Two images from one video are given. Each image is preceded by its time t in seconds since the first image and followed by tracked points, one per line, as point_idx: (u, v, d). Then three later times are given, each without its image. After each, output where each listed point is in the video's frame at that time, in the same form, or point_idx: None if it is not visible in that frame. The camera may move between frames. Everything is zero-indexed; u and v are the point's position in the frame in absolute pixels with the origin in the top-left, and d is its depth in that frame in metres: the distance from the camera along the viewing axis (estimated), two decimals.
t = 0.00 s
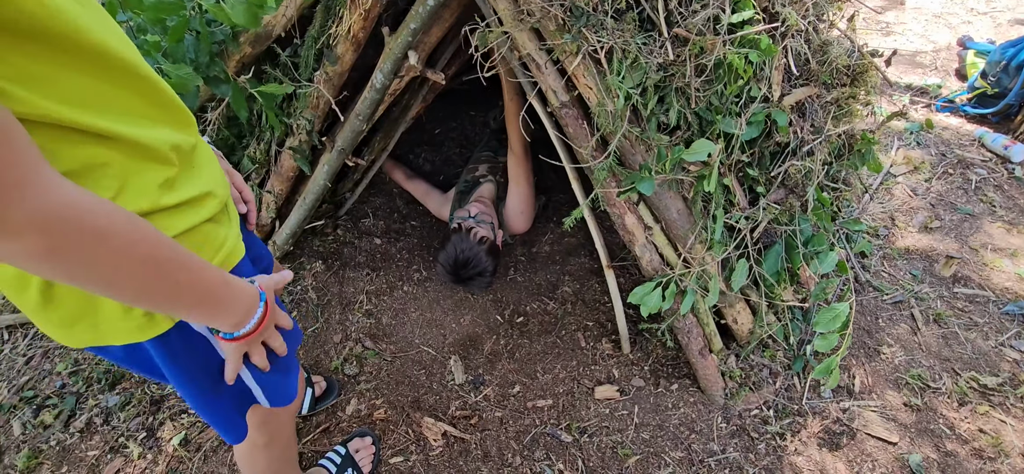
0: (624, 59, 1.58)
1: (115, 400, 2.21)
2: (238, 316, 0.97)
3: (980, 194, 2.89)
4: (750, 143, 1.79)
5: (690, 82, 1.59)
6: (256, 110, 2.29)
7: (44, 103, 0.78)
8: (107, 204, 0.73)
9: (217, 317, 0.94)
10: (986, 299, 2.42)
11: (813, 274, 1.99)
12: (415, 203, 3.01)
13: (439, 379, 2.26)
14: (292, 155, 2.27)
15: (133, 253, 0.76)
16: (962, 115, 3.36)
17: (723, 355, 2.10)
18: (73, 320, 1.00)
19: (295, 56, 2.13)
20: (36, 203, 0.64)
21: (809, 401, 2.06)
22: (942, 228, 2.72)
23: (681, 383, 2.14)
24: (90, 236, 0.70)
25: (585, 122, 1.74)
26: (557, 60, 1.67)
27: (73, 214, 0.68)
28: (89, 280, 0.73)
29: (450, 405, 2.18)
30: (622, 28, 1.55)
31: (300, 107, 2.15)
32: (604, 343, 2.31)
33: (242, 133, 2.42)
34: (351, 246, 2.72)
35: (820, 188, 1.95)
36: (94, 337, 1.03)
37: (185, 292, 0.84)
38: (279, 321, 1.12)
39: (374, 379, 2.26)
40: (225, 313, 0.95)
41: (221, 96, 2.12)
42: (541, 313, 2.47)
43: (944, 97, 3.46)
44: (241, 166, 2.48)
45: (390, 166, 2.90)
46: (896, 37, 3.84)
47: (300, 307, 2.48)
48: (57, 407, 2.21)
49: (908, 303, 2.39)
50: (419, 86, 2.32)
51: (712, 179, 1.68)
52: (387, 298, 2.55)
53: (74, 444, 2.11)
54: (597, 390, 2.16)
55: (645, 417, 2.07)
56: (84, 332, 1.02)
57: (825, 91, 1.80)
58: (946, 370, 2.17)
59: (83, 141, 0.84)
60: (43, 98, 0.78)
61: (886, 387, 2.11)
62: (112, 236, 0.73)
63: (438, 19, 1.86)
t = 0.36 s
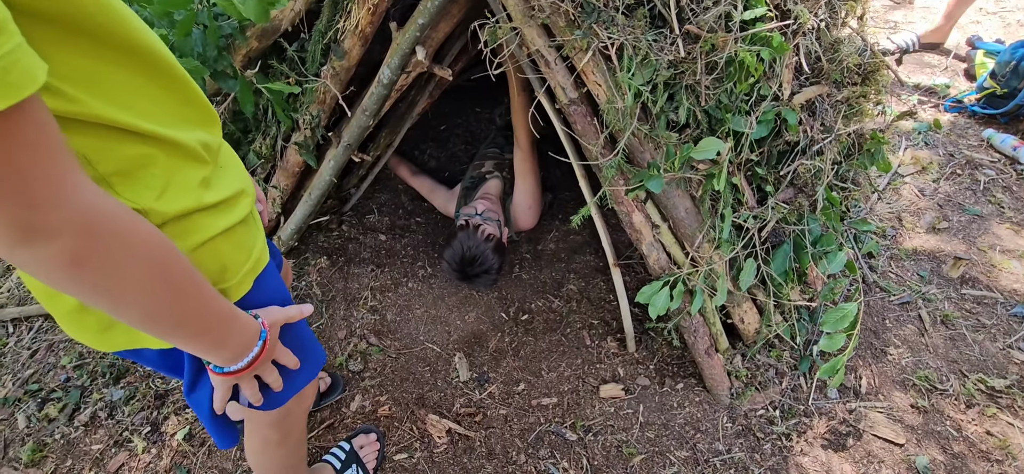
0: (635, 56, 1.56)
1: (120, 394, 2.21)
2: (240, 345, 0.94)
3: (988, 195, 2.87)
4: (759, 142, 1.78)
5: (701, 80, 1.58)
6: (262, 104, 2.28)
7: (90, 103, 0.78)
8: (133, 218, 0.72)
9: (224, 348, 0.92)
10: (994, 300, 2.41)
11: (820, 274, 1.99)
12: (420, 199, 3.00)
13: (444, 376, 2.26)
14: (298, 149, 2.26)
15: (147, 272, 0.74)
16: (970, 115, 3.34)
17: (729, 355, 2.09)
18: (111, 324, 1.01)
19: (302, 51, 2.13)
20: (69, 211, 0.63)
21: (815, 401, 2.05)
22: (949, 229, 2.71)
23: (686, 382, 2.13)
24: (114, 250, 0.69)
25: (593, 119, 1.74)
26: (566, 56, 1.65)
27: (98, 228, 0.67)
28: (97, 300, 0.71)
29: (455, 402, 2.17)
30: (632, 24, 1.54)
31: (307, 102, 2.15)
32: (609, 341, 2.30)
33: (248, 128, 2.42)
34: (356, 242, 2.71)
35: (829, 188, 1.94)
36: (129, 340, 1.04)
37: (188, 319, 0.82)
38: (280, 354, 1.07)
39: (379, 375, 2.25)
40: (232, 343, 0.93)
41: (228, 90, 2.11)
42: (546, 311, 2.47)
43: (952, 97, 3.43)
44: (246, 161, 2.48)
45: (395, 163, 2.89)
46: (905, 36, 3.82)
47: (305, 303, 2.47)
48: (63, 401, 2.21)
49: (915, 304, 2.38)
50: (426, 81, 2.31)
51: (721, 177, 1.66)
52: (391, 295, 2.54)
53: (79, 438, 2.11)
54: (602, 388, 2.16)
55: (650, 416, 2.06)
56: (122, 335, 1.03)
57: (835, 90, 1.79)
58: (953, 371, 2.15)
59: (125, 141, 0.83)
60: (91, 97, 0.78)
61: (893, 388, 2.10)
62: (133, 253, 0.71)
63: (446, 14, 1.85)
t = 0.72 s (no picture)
0: (646, 55, 1.56)
1: (126, 390, 2.22)
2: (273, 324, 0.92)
3: (996, 198, 2.86)
4: (768, 142, 1.78)
5: (712, 80, 1.57)
6: (269, 102, 2.28)
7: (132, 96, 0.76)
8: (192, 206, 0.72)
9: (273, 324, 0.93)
10: (1002, 304, 2.40)
11: (828, 276, 1.99)
12: (425, 198, 3.00)
13: (449, 375, 2.26)
14: (305, 147, 2.25)
15: (198, 257, 0.72)
16: (978, 118, 3.33)
17: (735, 356, 2.09)
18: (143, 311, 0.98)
19: (311, 49, 2.13)
20: (132, 195, 0.62)
21: (822, 403, 2.05)
22: (957, 232, 2.70)
23: (692, 383, 2.13)
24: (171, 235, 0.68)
25: (603, 118, 1.75)
26: (577, 56, 1.66)
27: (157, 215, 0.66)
28: (165, 289, 0.71)
29: (461, 401, 2.17)
30: (644, 24, 1.53)
31: (315, 100, 2.15)
32: (615, 342, 2.30)
33: (255, 126, 2.42)
34: (362, 240, 2.72)
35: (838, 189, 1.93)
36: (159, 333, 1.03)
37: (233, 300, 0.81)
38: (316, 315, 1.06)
39: (385, 374, 2.25)
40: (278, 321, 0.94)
41: (235, 88, 2.11)
42: (551, 311, 2.46)
43: (960, 100, 3.42)
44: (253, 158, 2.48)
45: (401, 161, 2.89)
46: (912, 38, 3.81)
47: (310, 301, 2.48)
48: (69, 396, 2.21)
49: (922, 306, 2.38)
50: (434, 80, 2.32)
51: (730, 178, 1.66)
52: (397, 293, 2.54)
53: (85, 434, 2.11)
54: (608, 389, 2.15)
55: (657, 417, 2.06)
56: (154, 322, 1.00)
57: (845, 91, 1.78)
58: (961, 375, 2.15)
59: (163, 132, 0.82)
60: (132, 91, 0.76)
61: (900, 391, 2.10)
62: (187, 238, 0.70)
63: (456, 13, 1.85)
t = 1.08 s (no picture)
0: (651, 61, 1.57)
1: (130, 392, 2.22)
2: (380, 152, 1.20)
3: (999, 204, 2.87)
4: (771, 148, 1.78)
5: (716, 86, 1.58)
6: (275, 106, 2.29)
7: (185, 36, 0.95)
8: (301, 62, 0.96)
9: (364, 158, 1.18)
10: (1005, 309, 2.40)
11: (831, 281, 1.98)
12: (429, 202, 3.01)
13: (453, 379, 2.26)
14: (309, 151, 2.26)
15: (308, 102, 0.97)
16: (980, 124, 3.33)
17: (739, 360, 2.09)
18: (195, 258, 1.09)
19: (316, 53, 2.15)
20: (276, 46, 0.88)
21: (825, 408, 2.05)
22: (960, 237, 2.70)
23: (695, 388, 2.13)
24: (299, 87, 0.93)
25: (607, 124, 1.76)
26: (582, 62, 1.68)
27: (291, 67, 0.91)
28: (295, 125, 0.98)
29: (464, 404, 2.18)
30: (649, 30, 1.54)
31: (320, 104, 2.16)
32: (617, 346, 2.30)
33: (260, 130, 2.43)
34: (366, 244, 2.73)
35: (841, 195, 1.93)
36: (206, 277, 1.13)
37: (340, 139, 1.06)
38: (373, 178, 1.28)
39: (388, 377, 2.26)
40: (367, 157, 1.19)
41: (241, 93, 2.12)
42: (554, 315, 2.47)
43: (962, 106, 3.42)
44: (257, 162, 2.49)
45: (405, 165, 2.91)
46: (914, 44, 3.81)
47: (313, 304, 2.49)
48: (74, 398, 2.22)
49: (925, 312, 2.38)
50: (438, 84, 2.33)
51: (734, 183, 1.67)
52: (400, 297, 2.55)
53: (90, 436, 2.11)
54: (611, 393, 2.16)
55: (660, 421, 2.06)
56: (202, 269, 1.10)
57: (848, 97, 1.79)
58: (964, 380, 2.15)
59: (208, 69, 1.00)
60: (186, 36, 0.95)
61: (903, 396, 2.10)
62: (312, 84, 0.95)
63: (461, 18, 1.86)
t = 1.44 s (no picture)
0: (647, 71, 1.59)
1: (131, 398, 2.24)
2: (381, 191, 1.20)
3: (994, 210, 2.89)
4: (767, 156, 1.80)
5: (712, 95, 1.61)
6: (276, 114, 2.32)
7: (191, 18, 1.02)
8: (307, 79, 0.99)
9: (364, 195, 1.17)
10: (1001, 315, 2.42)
11: (827, 287, 1.99)
12: (429, 208, 3.04)
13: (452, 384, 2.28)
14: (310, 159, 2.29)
15: (306, 111, 0.99)
16: (975, 131, 3.36)
17: (736, 365, 2.04)
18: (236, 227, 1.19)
19: (318, 63, 2.18)
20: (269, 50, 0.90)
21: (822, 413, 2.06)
22: (955, 243, 2.73)
23: (693, 393, 2.15)
24: (289, 78, 0.94)
25: (604, 132, 1.80)
26: (579, 72, 1.72)
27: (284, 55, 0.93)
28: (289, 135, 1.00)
29: (463, 410, 2.19)
30: (645, 41, 1.57)
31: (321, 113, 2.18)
32: (616, 351, 2.32)
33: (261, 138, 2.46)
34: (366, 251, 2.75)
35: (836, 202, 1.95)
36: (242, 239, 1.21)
37: (336, 146, 1.05)
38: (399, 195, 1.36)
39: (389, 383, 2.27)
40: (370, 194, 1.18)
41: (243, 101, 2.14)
42: (553, 321, 2.48)
43: (958, 113, 3.45)
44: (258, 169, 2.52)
45: (405, 172, 2.94)
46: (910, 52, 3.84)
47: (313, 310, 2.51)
48: (76, 404, 2.23)
49: (921, 318, 2.40)
50: (438, 93, 2.36)
51: (731, 190, 1.69)
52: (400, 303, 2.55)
53: (91, 442, 2.13)
54: (609, 398, 2.17)
55: (658, 427, 2.08)
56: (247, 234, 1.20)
57: (843, 105, 1.81)
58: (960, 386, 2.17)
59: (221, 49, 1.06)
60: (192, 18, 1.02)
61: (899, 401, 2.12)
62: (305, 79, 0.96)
63: (461, 28, 1.89)
